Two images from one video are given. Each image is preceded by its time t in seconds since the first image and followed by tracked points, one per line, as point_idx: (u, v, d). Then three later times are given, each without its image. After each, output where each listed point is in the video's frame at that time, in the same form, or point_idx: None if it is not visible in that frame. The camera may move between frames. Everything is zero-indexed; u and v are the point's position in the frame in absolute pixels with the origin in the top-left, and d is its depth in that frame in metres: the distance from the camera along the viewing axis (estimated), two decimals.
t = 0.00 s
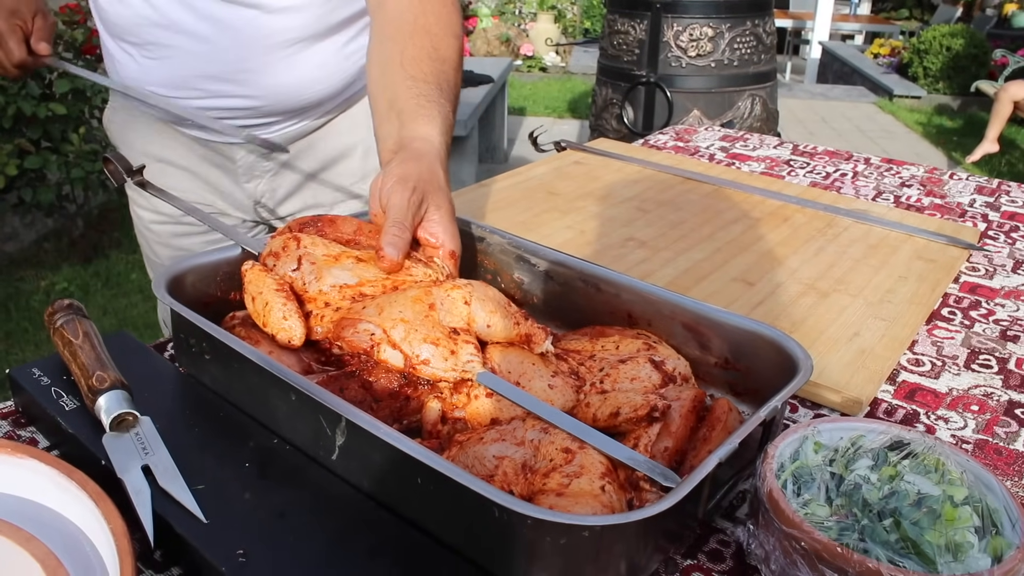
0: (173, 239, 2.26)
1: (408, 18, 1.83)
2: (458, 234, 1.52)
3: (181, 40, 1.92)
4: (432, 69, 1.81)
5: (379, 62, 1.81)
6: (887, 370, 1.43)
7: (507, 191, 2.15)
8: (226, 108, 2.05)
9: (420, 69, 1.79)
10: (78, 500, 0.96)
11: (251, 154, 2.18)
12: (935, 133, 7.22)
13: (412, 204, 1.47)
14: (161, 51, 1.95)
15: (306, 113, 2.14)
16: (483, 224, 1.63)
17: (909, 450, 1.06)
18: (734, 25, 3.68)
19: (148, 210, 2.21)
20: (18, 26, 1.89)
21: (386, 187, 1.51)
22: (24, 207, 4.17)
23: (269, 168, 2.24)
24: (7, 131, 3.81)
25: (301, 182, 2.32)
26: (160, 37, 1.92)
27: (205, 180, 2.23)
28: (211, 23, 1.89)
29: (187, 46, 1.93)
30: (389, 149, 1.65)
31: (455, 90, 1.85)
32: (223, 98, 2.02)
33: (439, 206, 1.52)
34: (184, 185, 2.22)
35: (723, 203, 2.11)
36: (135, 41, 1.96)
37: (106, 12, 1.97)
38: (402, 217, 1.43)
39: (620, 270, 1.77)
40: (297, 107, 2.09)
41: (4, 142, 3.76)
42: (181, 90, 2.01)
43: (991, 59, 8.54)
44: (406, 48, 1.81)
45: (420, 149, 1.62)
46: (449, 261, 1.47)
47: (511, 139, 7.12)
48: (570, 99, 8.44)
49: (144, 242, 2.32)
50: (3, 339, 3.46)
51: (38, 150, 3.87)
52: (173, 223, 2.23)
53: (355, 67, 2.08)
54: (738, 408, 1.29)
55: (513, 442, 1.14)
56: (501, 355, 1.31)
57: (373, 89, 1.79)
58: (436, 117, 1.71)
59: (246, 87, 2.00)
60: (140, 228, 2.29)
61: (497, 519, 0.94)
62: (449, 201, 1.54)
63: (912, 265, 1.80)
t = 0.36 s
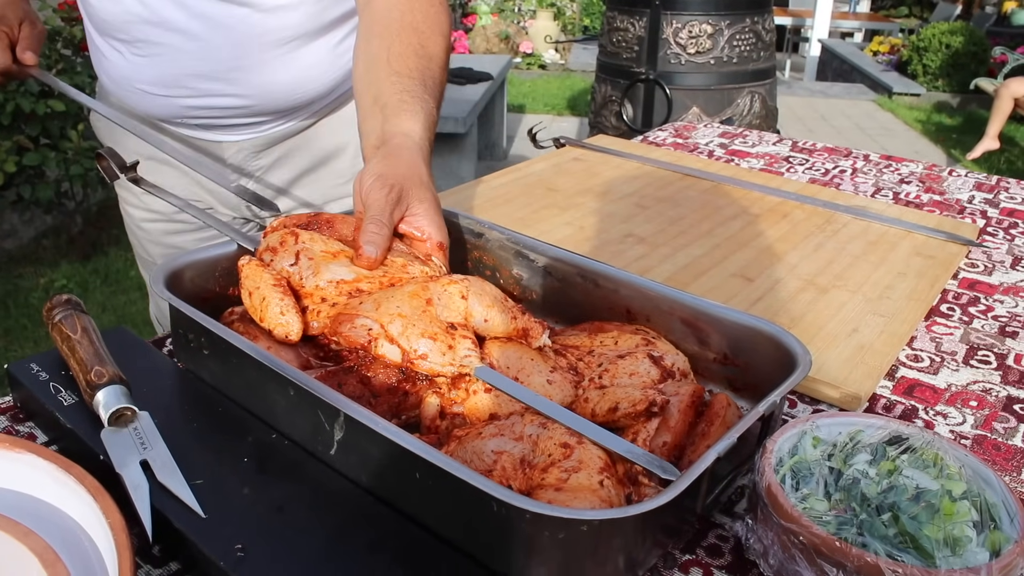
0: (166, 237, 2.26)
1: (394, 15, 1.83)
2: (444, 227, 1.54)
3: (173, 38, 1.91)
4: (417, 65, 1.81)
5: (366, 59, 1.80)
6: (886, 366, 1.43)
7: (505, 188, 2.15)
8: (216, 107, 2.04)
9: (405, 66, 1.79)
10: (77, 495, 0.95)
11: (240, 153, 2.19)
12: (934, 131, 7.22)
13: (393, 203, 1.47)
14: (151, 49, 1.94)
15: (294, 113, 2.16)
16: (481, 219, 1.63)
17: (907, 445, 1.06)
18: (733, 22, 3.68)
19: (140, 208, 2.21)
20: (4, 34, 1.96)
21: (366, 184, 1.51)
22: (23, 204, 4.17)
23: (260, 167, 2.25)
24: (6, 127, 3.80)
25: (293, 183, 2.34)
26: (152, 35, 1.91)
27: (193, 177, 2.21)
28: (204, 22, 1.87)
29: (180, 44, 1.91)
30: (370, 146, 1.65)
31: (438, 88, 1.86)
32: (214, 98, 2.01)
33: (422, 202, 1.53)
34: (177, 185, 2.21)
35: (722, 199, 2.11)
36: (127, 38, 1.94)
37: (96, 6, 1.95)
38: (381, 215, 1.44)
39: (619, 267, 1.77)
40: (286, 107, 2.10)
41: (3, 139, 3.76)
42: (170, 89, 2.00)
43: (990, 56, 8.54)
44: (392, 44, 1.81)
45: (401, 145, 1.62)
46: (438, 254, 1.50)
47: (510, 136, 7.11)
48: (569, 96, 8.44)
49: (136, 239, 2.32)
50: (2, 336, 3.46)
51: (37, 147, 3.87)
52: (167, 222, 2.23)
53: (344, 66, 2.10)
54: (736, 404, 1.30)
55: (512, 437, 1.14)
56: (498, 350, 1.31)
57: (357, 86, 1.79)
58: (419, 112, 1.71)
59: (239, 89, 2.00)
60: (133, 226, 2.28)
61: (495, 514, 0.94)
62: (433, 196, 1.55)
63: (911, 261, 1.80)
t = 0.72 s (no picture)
0: (166, 237, 2.26)
1: (392, 16, 1.83)
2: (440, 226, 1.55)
3: (175, 36, 1.90)
4: (412, 66, 1.80)
5: (363, 60, 1.80)
6: (883, 364, 1.43)
7: (503, 188, 2.15)
8: (218, 107, 2.04)
9: (400, 66, 1.78)
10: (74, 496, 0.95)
11: (242, 153, 2.19)
12: (932, 129, 7.22)
13: (388, 201, 1.48)
14: (153, 47, 1.93)
15: (296, 113, 2.16)
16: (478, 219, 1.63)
17: (904, 443, 1.06)
18: (731, 21, 3.68)
19: (139, 208, 2.20)
20: (9, 35, 1.94)
21: (361, 183, 1.52)
22: (20, 204, 4.17)
23: (260, 168, 2.25)
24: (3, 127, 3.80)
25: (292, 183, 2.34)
26: (154, 33, 1.90)
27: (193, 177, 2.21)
28: (207, 20, 1.87)
29: (182, 42, 1.91)
30: (365, 147, 1.64)
31: (434, 89, 1.85)
32: (216, 97, 2.01)
33: (417, 199, 1.53)
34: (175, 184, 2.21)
35: (720, 197, 2.11)
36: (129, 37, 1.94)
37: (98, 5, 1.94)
38: (377, 211, 1.45)
39: (616, 265, 1.77)
40: (288, 107, 2.10)
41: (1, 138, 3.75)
42: (172, 88, 1.99)
43: (988, 54, 8.54)
44: (388, 44, 1.80)
45: (394, 145, 1.62)
46: (433, 252, 1.49)
47: (508, 135, 7.11)
48: (568, 94, 8.43)
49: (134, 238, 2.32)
50: None
51: (34, 147, 3.86)
52: (165, 222, 2.23)
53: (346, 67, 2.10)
54: (734, 402, 1.30)
55: (509, 436, 1.14)
56: (496, 349, 1.31)
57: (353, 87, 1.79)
58: (413, 112, 1.70)
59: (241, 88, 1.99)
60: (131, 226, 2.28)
61: (492, 512, 0.94)
62: (427, 194, 1.56)
63: (909, 259, 1.80)
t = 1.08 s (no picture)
0: (166, 238, 2.26)
1: (382, 19, 1.83)
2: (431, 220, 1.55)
3: (177, 35, 1.90)
4: (398, 70, 1.80)
5: (352, 64, 1.81)
6: (880, 365, 1.43)
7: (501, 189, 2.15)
8: (219, 107, 2.03)
9: (385, 70, 1.78)
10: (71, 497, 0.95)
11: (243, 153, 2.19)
12: (930, 130, 7.22)
13: (372, 197, 1.47)
14: (154, 47, 1.93)
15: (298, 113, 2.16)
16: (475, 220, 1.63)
17: (900, 445, 1.06)
18: (729, 21, 3.69)
19: (140, 209, 2.20)
20: None
21: (344, 182, 1.53)
22: (18, 204, 4.17)
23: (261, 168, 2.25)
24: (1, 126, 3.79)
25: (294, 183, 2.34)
26: (156, 32, 1.90)
27: (194, 177, 2.21)
28: (208, 19, 1.88)
29: (184, 41, 1.91)
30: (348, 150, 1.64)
31: (420, 93, 1.84)
32: (217, 97, 2.00)
33: (402, 193, 1.52)
34: (174, 185, 2.21)
35: (718, 199, 2.11)
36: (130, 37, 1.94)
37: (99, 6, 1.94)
38: (362, 205, 1.44)
39: (614, 266, 1.77)
40: (289, 107, 2.09)
41: None
42: (172, 88, 1.99)
43: (986, 55, 8.55)
44: (375, 48, 1.80)
45: (372, 145, 1.61)
46: (427, 242, 1.50)
47: (507, 135, 7.11)
48: (566, 95, 8.43)
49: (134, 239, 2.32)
50: None
51: (33, 147, 3.86)
52: (166, 223, 2.23)
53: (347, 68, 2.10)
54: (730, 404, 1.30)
55: (506, 437, 1.14)
56: (493, 350, 1.31)
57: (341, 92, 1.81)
58: (392, 114, 1.69)
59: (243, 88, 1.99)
60: (130, 227, 2.28)
61: (489, 514, 0.94)
62: (412, 188, 1.55)
63: (906, 260, 1.80)
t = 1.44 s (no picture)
0: (163, 242, 2.26)
1: (370, 30, 1.84)
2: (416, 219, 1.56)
3: (170, 40, 1.90)
4: (383, 80, 1.80)
5: (341, 74, 1.81)
6: (875, 370, 1.44)
7: (498, 193, 2.15)
8: (213, 112, 2.04)
9: (370, 81, 1.78)
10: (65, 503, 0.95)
11: (240, 158, 2.19)
12: (927, 133, 7.24)
13: (359, 201, 1.48)
14: (148, 52, 1.93)
15: (293, 118, 2.16)
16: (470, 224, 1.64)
17: (894, 450, 1.06)
18: (726, 26, 3.70)
19: (137, 213, 2.20)
20: None
21: (330, 189, 1.54)
22: (15, 207, 4.16)
23: (258, 173, 2.25)
24: None
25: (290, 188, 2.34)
26: (149, 38, 1.90)
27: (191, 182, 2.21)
28: (202, 25, 1.88)
29: (178, 46, 1.91)
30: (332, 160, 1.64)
31: (406, 105, 1.84)
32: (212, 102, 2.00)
33: (388, 196, 1.54)
34: (172, 190, 2.21)
35: (714, 203, 2.11)
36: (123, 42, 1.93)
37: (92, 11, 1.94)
38: (351, 211, 1.45)
39: (610, 271, 1.77)
40: (285, 112, 2.10)
41: None
42: (166, 94, 1.99)
43: (983, 58, 8.58)
44: (363, 59, 1.81)
45: (354, 155, 1.61)
46: (416, 240, 1.50)
47: (504, 139, 7.12)
48: (564, 98, 8.44)
49: (131, 244, 2.32)
50: None
51: (29, 151, 3.86)
52: (163, 227, 2.23)
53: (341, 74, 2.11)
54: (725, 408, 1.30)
55: (500, 443, 1.14)
56: (488, 356, 1.31)
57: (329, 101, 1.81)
58: (375, 125, 1.69)
59: (238, 93, 1.99)
60: (128, 232, 2.28)
61: (483, 520, 0.94)
62: (398, 190, 1.56)
63: (901, 264, 1.80)
